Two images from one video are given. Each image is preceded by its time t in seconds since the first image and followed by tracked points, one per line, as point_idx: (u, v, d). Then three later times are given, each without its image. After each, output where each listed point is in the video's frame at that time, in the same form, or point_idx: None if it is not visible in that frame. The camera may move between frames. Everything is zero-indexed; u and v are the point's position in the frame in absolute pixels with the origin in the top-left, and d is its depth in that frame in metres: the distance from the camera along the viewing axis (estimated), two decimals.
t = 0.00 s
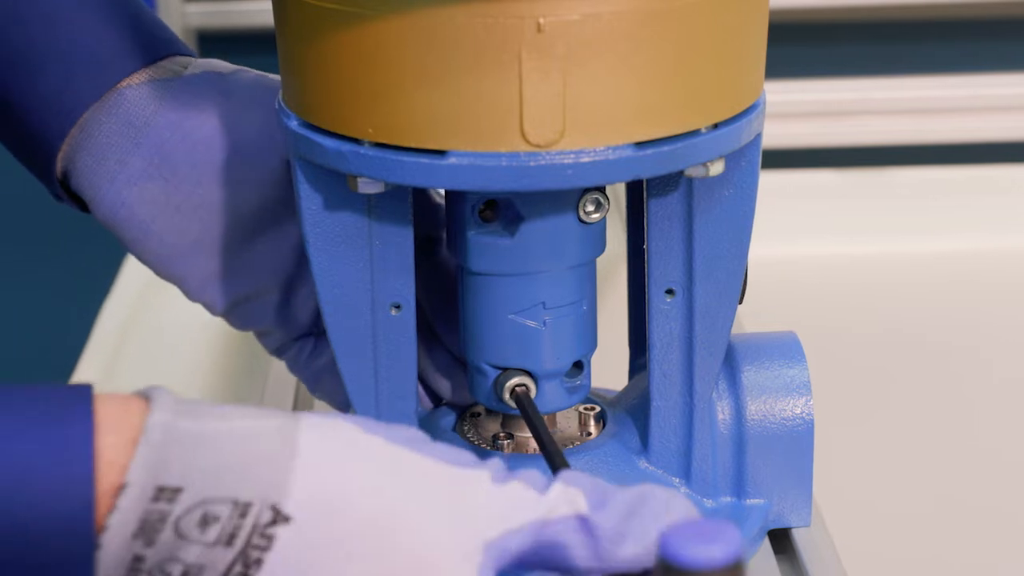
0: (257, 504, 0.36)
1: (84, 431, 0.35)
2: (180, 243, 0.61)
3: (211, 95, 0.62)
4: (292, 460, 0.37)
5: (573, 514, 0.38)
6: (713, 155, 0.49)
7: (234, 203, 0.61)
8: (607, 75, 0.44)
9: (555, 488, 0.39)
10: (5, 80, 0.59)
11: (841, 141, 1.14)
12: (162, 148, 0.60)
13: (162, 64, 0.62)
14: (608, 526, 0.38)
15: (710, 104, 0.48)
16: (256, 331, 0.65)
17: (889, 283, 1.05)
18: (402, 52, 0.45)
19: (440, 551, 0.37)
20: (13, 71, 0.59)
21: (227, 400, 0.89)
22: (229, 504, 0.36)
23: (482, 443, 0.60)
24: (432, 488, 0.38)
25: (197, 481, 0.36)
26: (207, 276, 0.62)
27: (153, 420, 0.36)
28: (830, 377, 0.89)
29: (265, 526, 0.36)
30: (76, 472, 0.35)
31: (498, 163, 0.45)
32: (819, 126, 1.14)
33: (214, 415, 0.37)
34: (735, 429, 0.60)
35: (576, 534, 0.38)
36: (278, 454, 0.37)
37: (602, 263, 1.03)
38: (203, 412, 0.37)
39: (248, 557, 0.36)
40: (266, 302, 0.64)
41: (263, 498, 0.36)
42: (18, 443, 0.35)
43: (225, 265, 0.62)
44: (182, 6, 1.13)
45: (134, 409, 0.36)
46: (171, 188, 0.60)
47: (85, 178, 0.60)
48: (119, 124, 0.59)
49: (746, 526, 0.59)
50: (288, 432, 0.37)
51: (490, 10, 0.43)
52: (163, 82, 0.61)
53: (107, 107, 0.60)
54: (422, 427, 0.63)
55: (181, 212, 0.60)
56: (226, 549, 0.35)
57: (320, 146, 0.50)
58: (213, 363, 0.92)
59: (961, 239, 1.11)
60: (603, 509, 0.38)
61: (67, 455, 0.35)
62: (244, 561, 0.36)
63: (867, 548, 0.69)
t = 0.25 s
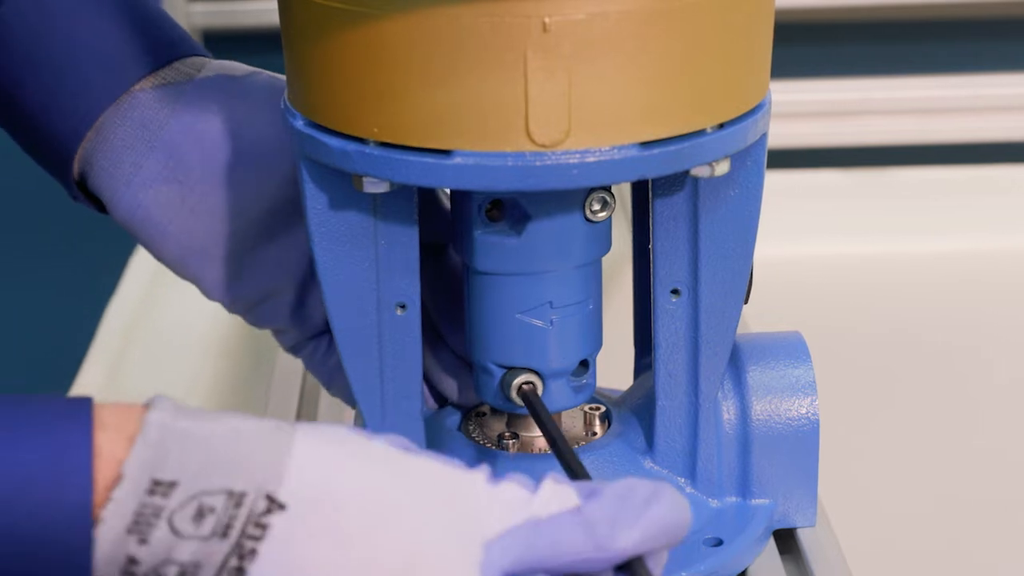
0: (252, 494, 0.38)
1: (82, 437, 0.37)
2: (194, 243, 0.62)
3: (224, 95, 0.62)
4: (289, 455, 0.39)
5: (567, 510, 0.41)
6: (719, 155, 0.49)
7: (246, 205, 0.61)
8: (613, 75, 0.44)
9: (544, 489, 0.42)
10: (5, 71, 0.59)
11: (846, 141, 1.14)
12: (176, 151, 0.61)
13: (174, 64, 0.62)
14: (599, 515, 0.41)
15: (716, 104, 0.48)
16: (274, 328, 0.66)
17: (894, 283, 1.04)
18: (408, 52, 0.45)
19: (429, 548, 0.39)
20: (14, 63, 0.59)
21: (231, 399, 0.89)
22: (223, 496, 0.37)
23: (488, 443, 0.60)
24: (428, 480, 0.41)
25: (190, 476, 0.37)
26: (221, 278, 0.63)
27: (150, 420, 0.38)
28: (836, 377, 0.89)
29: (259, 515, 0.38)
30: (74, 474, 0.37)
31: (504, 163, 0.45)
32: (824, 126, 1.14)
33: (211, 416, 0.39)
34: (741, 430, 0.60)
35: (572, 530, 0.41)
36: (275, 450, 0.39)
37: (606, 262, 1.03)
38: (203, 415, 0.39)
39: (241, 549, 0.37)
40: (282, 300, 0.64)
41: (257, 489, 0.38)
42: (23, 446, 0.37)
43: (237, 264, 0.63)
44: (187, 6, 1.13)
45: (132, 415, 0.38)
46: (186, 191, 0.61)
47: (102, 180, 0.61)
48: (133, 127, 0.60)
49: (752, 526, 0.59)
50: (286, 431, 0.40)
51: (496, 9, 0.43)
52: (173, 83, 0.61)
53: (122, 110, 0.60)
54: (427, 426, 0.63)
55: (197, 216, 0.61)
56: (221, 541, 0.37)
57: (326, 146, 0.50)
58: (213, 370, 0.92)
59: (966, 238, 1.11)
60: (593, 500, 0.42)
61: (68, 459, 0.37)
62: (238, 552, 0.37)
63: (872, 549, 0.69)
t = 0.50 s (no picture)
0: (211, 473, 0.36)
1: (26, 427, 0.35)
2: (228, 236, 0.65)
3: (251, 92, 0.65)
4: (244, 430, 0.37)
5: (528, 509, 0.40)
6: (722, 154, 0.49)
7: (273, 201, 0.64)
8: (617, 74, 0.44)
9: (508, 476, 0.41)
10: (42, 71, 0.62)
11: (849, 140, 1.14)
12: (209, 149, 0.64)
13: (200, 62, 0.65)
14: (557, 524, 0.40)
15: (719, 103, 0.48)
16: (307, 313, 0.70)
17: (898, 283, 1.04)
18: (412, 51, 0.45)
19: (409, 509, 0.37)
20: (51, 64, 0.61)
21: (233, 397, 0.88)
22: (181, 478, 0.35)
23: (491, 442, 0.60)
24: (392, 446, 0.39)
25: (146, 459, 0.36)
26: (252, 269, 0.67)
27: (95, 405, 0.37)
28: (839, 377, 0.89)
29: (223, 493, 0.36)
30: (21, 467, 0.34)
31: (507, 162, 0.45)
32: (828, 125, 1.14)
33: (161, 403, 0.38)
34: (744, 429, 0.60)
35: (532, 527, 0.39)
36: (231, 425, 0.37)
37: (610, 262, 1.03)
38: (149, 401, 0.38)
39: (208, 530, 0.35)
40: (306, 288, 0.68)
41: (217, 467, 0.36)
42: None
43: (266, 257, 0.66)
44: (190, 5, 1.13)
45: (74, 406, 0.37)
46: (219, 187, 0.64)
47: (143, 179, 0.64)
48: (167, 128, 0.63)
49: (755, 525, 0.59)
50: (236, 406, 0.38)
51: (500, 8, 0.43)
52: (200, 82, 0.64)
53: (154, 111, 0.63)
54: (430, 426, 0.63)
55: (230, 214, 0.64)
56: (185, 524, 0.35)
57: (330, 145, 0.50)
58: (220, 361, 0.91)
59: (970, 238, 1.11)
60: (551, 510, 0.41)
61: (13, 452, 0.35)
62: (204, 534, 0.35)
63: (876, 548, 0.69)
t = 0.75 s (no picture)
0: (270, 468, 0.36)
1: (85, 412, 0.35)
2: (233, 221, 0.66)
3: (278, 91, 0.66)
4: (303, 423, 0.37)
5: (594, 470, 0.38)
6: (720, 155, 0.49)
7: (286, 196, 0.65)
8: (615, 75, 0.44)
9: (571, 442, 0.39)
10: (70, 66, 0.64)
11: (848, 141, 1.14)
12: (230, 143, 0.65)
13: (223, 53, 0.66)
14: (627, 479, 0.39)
15: (717, 104, 0.48)
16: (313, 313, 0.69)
17: (896, 283, 1.04)
18: (410, 51, 0.45)
19: (461, 504, 0.37)
20: (81, 57, 0.64)
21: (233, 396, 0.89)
22: (241, 472, 0.35)
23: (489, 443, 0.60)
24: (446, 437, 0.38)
25: (207, 449, 0.35)
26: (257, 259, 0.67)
27: (158, 390, 0.36)
28: (837, 377, 0.89)
29: (280, 490, 0.35)
30: (78, 450, 0.34)
31: (505, 162, 0.45)
32: (827, 125, 1.14)
33: (222, 389, 0.37)
34: (742, 429, 0.60)
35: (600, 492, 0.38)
36: (291, 418, 0.37)
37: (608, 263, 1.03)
38: (210, 387, 0.37)
39: (264, 525, 0.35)
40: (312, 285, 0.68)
41: (275, 462, 0.36)
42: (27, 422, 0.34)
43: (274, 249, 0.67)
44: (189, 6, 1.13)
45: (136, 389, 0.36)
46: (234, 181, 0.65)
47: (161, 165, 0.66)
48: (188, 119, 0.65)
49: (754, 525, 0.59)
50: (296, 397, 0.37)
51: (499, 9, 0.43)
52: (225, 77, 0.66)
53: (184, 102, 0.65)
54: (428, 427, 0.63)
55: (243, 204, 0.65)
56: (242, 517, 0.35)
57: (328, 146, 0.50)
58: (219, 360, 0.91)
59: (969, 238, 1.11)
60: (623, 462, 0.40)
61: (69, 433, 0.34)
62: (261, 528, 0.35)
63: (875, 547, 0.69)
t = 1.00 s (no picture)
0: (268, 488, 0.36)
1: (90, 429, 0.36)
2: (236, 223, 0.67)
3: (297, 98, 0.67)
4: (303, 445, 0.37)
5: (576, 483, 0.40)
6: (720, 155, 0.49)
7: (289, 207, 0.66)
8: (616, 75, 0.44)
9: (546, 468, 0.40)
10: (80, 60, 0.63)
11: (848, 141, 1.14)
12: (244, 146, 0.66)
13: (246, 51, 0.67)
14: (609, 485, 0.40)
15: (717, 104, 0.48)
16: (311, 316, 0.71)
17: (897, 283, 1.04)
18: (411, 52, 0.45)
19: (449, 534, 0.37)
20: (94, 52, 0.63)
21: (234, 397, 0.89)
22: (238, 491, 0.36)
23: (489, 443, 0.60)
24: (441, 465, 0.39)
25: (205, 470, 0.36)
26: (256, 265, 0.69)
27: (161, 411, 0.36)
28: (837, 378, 0.89)
29: (277, 510, 0.36)
30: (80, 466, 0.35)
31: (505, 163, 0.45)
32: (827, 126, 1.14)
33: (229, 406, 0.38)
34: (742, 430, 0.60)
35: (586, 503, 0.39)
36: (292, 439, 0.37)
37: (608, 264, 1.03)
38: (215, 405, 0.38)
39: (260, 545, 0.36)
40: (310, 293, 0.70)
41: (273, 482, 0.36)
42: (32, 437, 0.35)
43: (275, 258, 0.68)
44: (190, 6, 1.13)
45: (141, 405, 0.37)
46: (244, 185, 0.66)
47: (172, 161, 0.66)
48: (212, 120, 0.65)
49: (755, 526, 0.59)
50: (299, 420, 0.38)
51: (499, 9, 0.43)
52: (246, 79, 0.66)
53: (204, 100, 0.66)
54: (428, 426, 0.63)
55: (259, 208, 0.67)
56: (237, 537, 0.36)
57: (328, 147, 0.50)
58: (220, 360, 0.91)
59: (969, 238, 1.11)
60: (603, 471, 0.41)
61: (75, 449, 0.35)
62: (256, 549, 0.36)
63: (875, 548, 0.69)
